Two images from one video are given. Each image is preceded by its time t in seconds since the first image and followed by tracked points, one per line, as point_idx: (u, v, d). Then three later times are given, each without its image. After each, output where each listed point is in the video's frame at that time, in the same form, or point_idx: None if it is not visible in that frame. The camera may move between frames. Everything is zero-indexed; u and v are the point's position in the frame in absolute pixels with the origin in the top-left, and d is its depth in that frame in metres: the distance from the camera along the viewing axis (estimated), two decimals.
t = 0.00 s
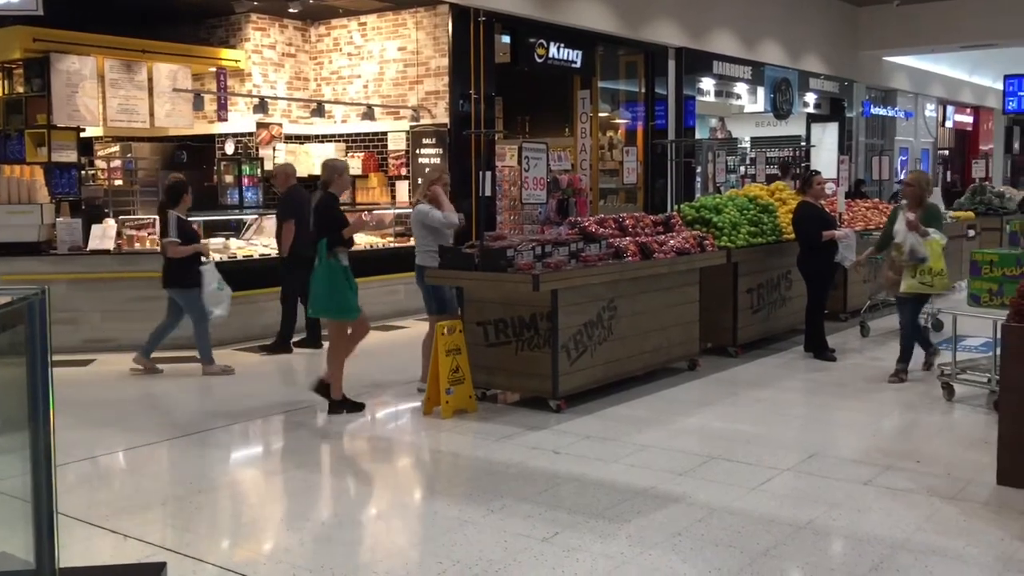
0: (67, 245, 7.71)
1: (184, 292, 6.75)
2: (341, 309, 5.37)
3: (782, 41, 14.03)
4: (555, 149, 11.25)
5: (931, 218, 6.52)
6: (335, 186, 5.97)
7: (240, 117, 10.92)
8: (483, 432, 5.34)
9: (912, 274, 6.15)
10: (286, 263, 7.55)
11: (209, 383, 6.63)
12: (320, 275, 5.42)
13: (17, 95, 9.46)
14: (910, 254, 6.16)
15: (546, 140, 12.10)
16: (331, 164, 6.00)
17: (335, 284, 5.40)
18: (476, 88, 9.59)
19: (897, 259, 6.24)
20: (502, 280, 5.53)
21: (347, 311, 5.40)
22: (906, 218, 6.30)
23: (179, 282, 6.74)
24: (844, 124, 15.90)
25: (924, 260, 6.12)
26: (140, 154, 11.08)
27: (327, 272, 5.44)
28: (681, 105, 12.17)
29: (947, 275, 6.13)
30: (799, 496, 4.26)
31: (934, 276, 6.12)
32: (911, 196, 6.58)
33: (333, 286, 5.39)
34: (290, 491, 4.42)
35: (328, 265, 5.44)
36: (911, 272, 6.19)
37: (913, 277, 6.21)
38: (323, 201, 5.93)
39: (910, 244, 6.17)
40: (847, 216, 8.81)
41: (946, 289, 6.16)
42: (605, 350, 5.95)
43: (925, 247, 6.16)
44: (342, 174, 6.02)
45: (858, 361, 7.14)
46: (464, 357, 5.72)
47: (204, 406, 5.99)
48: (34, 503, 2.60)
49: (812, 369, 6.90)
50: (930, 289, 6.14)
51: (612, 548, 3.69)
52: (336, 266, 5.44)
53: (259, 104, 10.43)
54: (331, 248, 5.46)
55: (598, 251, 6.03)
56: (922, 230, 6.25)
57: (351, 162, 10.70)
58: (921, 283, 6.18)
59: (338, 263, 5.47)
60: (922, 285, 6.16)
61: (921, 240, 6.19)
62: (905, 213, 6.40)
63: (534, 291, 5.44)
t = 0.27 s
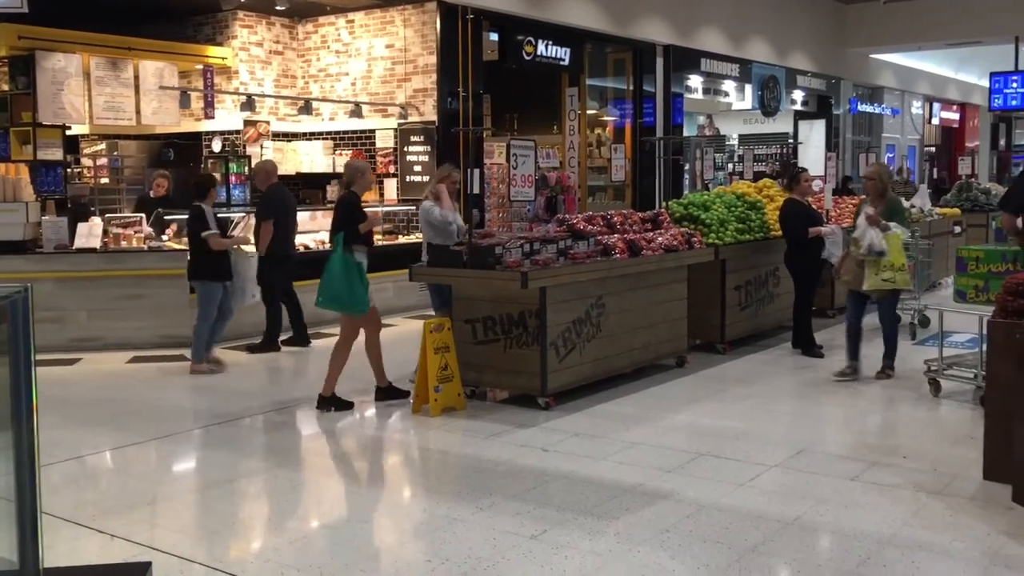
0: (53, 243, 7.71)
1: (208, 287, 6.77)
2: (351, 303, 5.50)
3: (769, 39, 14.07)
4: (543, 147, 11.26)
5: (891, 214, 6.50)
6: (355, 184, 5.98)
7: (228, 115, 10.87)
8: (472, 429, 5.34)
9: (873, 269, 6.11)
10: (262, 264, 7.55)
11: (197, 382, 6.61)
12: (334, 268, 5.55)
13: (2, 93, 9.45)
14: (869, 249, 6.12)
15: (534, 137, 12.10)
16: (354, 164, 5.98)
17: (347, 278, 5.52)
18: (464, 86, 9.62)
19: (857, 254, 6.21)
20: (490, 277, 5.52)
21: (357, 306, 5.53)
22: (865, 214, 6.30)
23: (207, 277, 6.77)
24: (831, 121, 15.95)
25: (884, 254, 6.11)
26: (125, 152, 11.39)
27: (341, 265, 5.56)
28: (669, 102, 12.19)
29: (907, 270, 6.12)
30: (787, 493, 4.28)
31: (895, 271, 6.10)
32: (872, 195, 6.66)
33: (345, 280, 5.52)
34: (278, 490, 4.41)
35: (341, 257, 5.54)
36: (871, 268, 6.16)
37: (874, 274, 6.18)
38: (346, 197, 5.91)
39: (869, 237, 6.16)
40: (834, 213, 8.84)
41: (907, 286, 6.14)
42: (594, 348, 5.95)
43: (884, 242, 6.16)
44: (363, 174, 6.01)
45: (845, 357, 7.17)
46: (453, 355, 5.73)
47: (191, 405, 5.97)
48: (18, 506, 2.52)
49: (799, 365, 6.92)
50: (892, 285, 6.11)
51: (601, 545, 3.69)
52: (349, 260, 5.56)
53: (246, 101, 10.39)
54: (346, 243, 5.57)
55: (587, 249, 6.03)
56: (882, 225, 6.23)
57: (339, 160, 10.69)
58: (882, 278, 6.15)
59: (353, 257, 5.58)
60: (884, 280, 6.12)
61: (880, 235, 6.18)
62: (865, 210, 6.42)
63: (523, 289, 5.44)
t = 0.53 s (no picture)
0: (38, 241, 7.67)
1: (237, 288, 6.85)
2: (352, 296, 5.60)
3: (757, 37, 14.09)
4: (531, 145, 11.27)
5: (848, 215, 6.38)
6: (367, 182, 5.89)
7: (214, 112, 10.83)
8: (460, 427, 5.34)
9: (832, 276, 6.03)
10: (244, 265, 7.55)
11: (183, 381, 6.58)
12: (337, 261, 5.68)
13: None
14: (826, 256, 6.03)
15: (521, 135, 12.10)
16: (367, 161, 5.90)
17: (348, 272, 5.63)
18: (453, 83, 9.61)
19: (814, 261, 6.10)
20: (478, 275, 5.51)
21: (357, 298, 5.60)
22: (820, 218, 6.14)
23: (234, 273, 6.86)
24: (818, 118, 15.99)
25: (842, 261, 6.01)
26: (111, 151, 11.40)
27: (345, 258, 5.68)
28: (657, 100, 12.20)
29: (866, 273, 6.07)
30: (774, 490, 4.29)
31: (855, 276, 6.03)
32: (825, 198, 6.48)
33: (346, 273, 5.64)
34: (265, 489, 4.39)
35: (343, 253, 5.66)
36: (830, 274, 6.07)
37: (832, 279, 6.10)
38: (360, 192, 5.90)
39: (825, 245, 6.04)
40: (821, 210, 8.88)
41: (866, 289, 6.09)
42: (581, 346, 5.95)
43: (841, 247, 6.05)
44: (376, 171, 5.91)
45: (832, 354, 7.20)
46: (441, 353, 5.71)
47: (178, 404, 5.95)
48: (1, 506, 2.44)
49: (786, 362, 6.94)
50: (851, 290, 6.04)
51: (588, 543, 3.69)
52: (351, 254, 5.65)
53: (232, 99, 10.36)
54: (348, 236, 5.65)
55: (574, 247, 6.03)
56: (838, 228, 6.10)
57: (325, 157, 10.62)
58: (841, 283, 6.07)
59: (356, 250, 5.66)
60: (843, 285, 6.05)
61: (836, 240, 6.06)
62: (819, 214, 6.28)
63: (510, 287, 5.43)
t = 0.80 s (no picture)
0: (25, 240, 7.64)
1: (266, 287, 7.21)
2: (348, 290, 5.59)
3: (746, 36, 14.12)
4: (522, 144, 11.29)
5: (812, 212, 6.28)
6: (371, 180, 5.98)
7: (203, 111, 10.80)
8: (450, 426, 5.33)
9: (786, 270, 5.95)
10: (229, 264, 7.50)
11: (171, 380, 6.56)
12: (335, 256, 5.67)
13: None
14: (784, 251, 5.96)
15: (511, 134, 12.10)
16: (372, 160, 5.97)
17: (344, 266, 5.61)
18: (442, 82, 9.60)
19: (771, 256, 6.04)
20: (468, 274, 5.51)
21: (353, 292, 5.59)
22: (781, 214, 6.10)
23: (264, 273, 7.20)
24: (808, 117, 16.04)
25: (798, 256, 5.94)
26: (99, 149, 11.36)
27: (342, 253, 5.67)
28: (647, 99, 12.23)
29: (823, 272, 5.96)
30: (763, 487, 4.30)
31: (810, 272, 5.94)
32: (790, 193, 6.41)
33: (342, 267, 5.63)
34: (255, 488, 4.38)
35: (338, 247, 5.64)
36: (785, 269, 5.99)
37: (788, 275, 6.02)
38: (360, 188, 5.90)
39: (784, 240, 5.98)
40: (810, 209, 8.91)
41: (822, 287, 5.98)
42: (572, 344, 5.96)
43: (799, 244, 5.99)
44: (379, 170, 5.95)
45: (821, 352, 7.22)
46: (431, 351, 5.69)
47: (167, 403, 5.93)
48: None
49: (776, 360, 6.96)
50: (805, 286, 5.95)
51: (578, 541, 3.70)
52: (350, 249, 5.64)
53: (221, 98, 10.34)
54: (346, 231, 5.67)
55: (565, 245, 6.02)
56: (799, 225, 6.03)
57: (315, 156, 10.53)
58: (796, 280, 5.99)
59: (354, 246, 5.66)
60: (797, 281, 5.96)
61: (796, 237, 5.99)
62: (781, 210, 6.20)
63: (501, 285, 5.43)
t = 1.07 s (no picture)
0: (20, 238, 7.63)
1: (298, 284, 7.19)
2: (345, 287, 5.55)
3: (742, 35, 14.13)
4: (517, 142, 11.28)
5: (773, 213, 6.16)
6: (375, 179, 6.17)
7: (198, 109, 10.79)
8: (445, 424, 5.33)
9: (743, 275, 5.87)
10: (217, 262, 7.44)
11: (166, 379, 6.54)
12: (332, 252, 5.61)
13: None
14: (740, 255, 5.87)
15: (507, 132, 12.10)
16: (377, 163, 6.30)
17: (342, 262, 5.57)
18: (438, 80, 9.58)
19: (730, 259, 5.95)
20: (464, 273, 5.50)
21: (351, 288, 5.56)
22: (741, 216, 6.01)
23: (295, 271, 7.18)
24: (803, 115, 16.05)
25: (756, 261, 5.85)
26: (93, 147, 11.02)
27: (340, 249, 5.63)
28: (642, 98, 12.24)
29: (780, 277, 5.89)
30: (759, 485, 4.30)
31: (767, 278, 5.87)
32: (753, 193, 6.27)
33: (340, 263, 5.57)
34: (250, 487, 4.38)
35: (336, 243, 5.60)
36: (742, 273, 5.92)
37: (745, 278, 5.94)
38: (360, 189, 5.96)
39: (742, 243, 5.89)
40: (805, 208, 8.92)
41: (778, 292, 5.92)
42: (567, 343, 5.96)
43: (758, 247, 5.89)
44: (384, 171, 6.22)
45: (816, 351, 7.23)
46: (426, 350, 5.69)
47: (162, 402, 5.91)
48: None
49: (772, 359, 6.96)
50: (762, 290, 5.88)
51: (573, 540, 3.70)
52: (348, 245, 5.61)
53: (216, 96, 10.32)
54: (346, 227, 5.66)
55: (561, 244, 6.02)
56: (758, 228, 5.93)
57: (310, 155, 10.54)
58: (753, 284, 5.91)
59: (352, 242, 5.64)
60: (754, 285, 5.89)
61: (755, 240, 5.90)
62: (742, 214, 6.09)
63: (497, 284, 5.42)
